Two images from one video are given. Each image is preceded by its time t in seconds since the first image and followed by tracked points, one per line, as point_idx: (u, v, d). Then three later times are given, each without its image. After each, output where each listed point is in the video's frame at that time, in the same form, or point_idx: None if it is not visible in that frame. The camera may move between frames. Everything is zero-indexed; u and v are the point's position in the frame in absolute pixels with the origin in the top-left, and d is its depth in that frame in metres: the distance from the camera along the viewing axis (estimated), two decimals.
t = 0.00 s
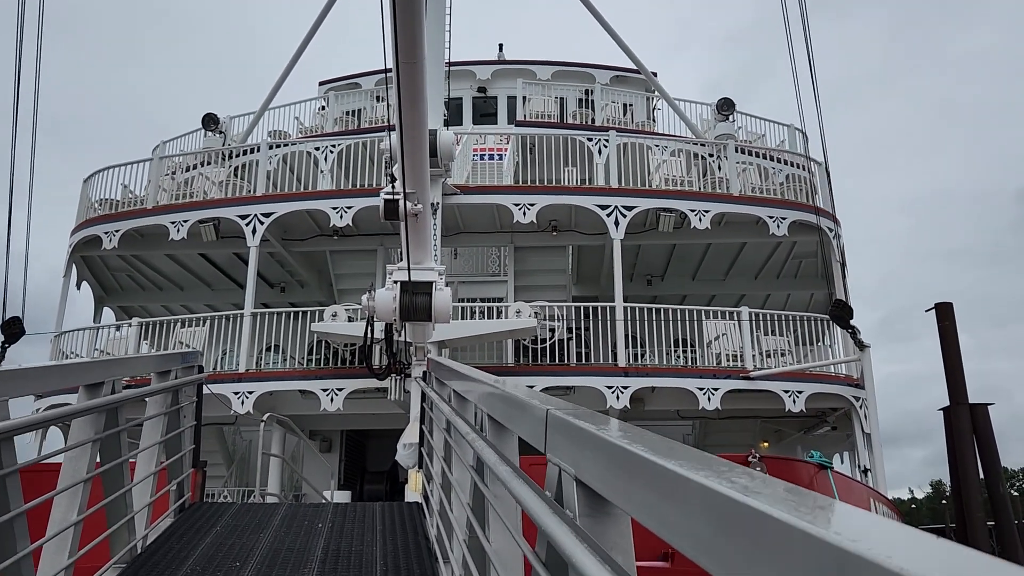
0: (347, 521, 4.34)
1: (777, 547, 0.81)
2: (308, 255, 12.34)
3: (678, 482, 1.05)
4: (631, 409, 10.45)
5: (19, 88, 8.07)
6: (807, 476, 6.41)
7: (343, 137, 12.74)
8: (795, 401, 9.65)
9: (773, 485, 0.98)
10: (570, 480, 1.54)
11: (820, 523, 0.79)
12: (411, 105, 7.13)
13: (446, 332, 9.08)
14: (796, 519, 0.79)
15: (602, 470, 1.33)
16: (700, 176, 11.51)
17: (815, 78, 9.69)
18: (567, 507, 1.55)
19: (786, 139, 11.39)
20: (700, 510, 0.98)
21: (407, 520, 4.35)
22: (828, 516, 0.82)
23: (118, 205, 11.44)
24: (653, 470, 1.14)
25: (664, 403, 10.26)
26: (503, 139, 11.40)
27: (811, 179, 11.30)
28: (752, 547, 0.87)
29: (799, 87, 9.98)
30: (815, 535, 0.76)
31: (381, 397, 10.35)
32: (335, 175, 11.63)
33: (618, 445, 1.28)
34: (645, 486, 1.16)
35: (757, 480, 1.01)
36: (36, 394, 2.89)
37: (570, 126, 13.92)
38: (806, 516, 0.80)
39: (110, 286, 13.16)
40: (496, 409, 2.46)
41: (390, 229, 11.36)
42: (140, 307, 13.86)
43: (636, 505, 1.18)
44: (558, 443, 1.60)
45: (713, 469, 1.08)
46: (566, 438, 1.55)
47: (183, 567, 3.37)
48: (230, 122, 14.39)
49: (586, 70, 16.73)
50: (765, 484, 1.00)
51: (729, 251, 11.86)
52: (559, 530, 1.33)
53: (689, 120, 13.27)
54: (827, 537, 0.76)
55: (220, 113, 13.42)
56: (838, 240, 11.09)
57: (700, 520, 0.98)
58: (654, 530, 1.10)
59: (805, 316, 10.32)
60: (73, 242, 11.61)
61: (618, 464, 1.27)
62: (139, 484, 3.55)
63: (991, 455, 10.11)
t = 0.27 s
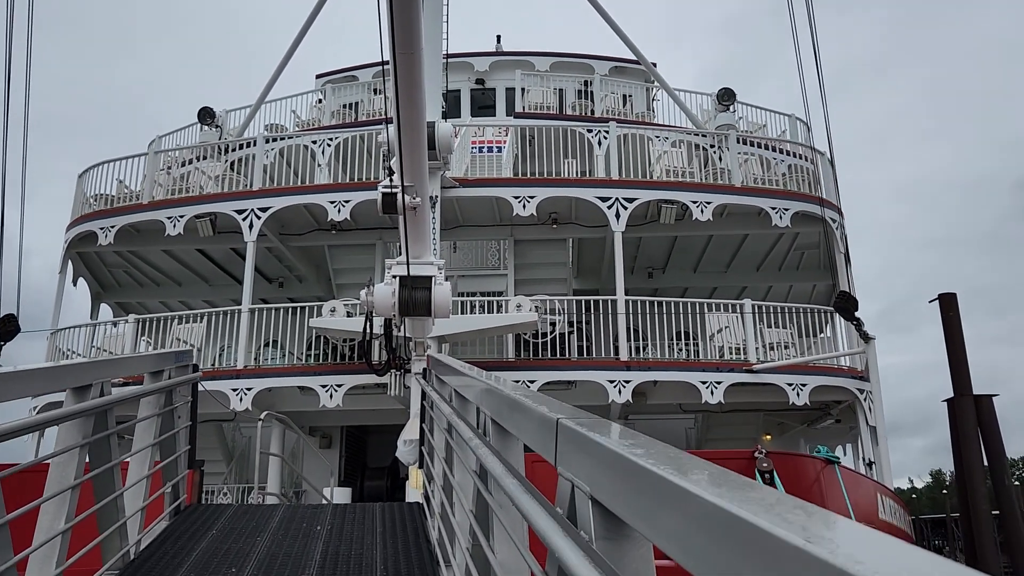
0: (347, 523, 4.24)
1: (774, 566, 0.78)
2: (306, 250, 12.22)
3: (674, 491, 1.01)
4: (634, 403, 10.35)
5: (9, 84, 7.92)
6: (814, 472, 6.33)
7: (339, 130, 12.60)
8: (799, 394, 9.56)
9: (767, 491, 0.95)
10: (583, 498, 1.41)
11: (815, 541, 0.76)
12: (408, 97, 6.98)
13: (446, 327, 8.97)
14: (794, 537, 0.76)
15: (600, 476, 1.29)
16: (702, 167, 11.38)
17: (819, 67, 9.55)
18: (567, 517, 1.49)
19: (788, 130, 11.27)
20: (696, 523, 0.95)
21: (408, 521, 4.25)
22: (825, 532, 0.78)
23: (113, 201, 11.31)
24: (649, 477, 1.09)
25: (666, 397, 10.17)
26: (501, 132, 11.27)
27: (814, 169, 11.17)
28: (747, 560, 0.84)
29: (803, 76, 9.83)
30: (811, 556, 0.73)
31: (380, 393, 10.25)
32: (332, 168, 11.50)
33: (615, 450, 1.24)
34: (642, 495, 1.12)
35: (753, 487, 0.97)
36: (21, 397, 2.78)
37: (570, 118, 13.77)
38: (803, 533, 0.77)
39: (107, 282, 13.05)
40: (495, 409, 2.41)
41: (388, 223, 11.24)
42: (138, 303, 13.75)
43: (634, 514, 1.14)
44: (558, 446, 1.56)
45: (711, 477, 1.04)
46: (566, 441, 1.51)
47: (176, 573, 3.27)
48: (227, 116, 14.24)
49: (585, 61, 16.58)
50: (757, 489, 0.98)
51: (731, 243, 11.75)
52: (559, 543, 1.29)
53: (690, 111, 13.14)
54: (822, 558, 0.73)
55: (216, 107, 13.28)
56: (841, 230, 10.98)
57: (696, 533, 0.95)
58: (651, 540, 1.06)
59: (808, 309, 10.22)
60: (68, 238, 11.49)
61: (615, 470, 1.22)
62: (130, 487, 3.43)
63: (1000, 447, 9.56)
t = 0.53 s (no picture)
0: (341, 523, 4.16)
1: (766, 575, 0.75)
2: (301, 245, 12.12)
3: (667, 497, 0.97)
4: (633, 398, 10.27)
5: None
6: (815, 467, 6.27)
7: (335, 123, 12.48)
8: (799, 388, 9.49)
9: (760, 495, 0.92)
10: (585, 509, 1.32)
11: (806, 547, 0.73)
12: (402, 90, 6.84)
13: (442, 321, 8.89)
14: (782, 545, 0.73)
15: (594, 482, 1.24)
16: (701, 160, 11.28)
17: (819, 58, 9.44)
18: (564, 524, 1.42)
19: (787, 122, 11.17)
20: (690, 531, 0.91)
21: (404, 520, 4.17)
22: (815, 539, 0.76)
23: (107, 195, 11.19)
24: (643, 483, 1.05)
25: (665, 391, 10.10)
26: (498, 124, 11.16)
27: (813, 161, 11.08)
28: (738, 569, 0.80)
29: (803, 67, 9.73)
30: (806, 564, 0.69)
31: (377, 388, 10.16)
32: (327, 162, 11.39)
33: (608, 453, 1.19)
34: (635, 499, 1.08)
35: (744, 489, 0.94)
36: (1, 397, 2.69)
37: (567, 111, 13.64)
38: (791, 540, 0.74)
39: (102, 278, 12.94)
40: (489, 408, 2.35)
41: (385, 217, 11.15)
42: (132, 299, 13.63)
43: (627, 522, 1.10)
44: (553, 450, 1.51)
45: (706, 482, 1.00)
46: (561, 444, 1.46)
47: None
48: (221, 109, 14.10)
49: (582, 53, 16.45)
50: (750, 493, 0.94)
51: (730, 236, 11.67)
52: (555, 554, 1.24)
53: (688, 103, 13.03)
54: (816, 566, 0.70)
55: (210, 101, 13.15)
56: (841, 223, 10.90)
57: (690, 541, 0.91)
58: (643, 547, 1.02)
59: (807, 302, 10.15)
60: (61, 233, 11.38)
61: (608, 475, 1.18)
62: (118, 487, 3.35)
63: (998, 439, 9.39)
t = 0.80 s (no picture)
0: (336, 526, 4.05)
1: (779, 564, 0.71)
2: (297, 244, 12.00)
3: (676, 488, 0.93)
4: (632, 398, 10.18)
5: None
6: (818, 467, 6.21)
7: (330, 121, 12.37)
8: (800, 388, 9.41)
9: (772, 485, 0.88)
10: (601, 512, 1.24)
11: (813, 531, 0.69)
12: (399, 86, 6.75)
13: (439, 321, 8.78)
14: (797, 531, 0.69)
15: (606, 478, 1.17)
16: (700, 158, 11.19)
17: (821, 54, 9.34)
18: (577, 531, 1.33)
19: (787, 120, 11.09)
20: (709, 524, 0.84)
21: (400, 523, 4.07)
22: (835, 528, 0.71)
23: (100, 194, 11.07)
24: (654, 477, 0.99)
25: (665, 391, 10.01)
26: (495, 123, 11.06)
27: (813, 160, 11.00)
28: (751, 561, 0.76)
29: (803, 64, 9.64)
30: (819, 549, 0.66)
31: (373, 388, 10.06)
32: (323, 160, 11.28)
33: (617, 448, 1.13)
34: (641, 491, 1.04)
35: (754, 479, 0.90)
36: None
37: (565, 109, 13.54)
38: (805, 526, 0.71)
39: (95, 278, 12.81)
40: (488, 405, 2.29)
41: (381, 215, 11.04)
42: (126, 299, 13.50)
43: (641, 519, 1.03)
44: (557, 446, 1.47)
45: (718, 473, 0.94)
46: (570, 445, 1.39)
47: None
48: (215, 108, 13.98)
49: (579, 52, 16.35)
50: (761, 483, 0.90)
51: (729, 235, 11.59)
52: (568, 561, 1.15)
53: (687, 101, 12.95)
54: (833, 553, 0.66)
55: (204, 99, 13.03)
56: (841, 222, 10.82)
57: (706, 536, 0.85)
58: (651, 540, 0.98)
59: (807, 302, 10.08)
60: (53, 233, 11.25)
61: (621, 470, 1.11)
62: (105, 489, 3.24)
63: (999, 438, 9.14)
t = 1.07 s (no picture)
0: (332, 546, 3.90)
1: None
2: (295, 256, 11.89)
3: (692, 510, 0.88)
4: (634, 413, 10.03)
5: None
6: (827, 485, 6.06)
7: (329, 133, 12.28)
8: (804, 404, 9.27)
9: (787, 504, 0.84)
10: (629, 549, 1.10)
11: (825, 551, 0.66)
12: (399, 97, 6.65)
13: (439, 334, 8.65)
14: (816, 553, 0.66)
15: (617, 495, 1.12)
16: (702, 171, 11.11)
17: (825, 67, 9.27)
18: (601, 570, 1.18)
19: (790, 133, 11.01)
20: (724, 538, 0.80)
21: (399, 543, 3.92)
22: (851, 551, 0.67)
23: (96, 205, 10.95)
24: (667, 496, 0.95)
25: (667, 407, 9.87)
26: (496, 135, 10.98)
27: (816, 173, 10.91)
28: None
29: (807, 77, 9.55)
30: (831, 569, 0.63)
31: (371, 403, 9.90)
32: (322, 172, 11.18)
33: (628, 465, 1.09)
34: (655, 513, 0.99)
35: (766, 497, 0.86)
36: None
37: (565, 122, 13.47)
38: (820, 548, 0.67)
39: (90, 290, 12.67)
40: (488, 421, 2.22)
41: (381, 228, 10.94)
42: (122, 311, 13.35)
43: (652, 536, 0.99)
44: (561, 463, 1.41)
45: (731, 489, 0.91)
46: (574, 461, 1.35)
47: None
48: (214, 119, 13.89)
49: (580, 65, 16.32)
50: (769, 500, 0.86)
51: (731, 249, 11.49)
52: None
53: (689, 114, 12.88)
54: (840, 568, 0.64)
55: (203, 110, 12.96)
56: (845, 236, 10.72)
57: (722, 559, 0.80)
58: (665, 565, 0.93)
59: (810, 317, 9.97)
60: (48, 244, 11.12)
61: (632, 490, 1.06)
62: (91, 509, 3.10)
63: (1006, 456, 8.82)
